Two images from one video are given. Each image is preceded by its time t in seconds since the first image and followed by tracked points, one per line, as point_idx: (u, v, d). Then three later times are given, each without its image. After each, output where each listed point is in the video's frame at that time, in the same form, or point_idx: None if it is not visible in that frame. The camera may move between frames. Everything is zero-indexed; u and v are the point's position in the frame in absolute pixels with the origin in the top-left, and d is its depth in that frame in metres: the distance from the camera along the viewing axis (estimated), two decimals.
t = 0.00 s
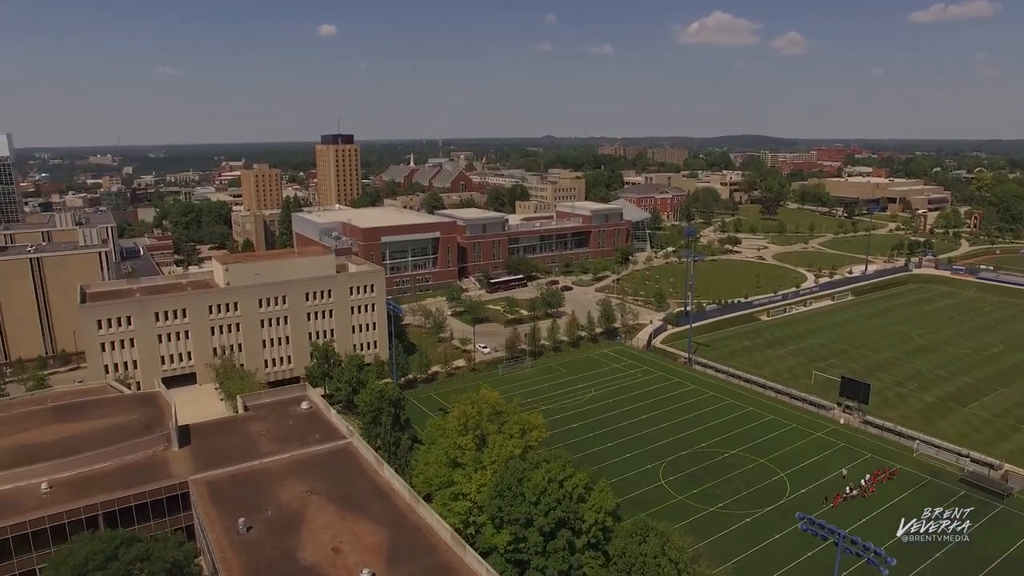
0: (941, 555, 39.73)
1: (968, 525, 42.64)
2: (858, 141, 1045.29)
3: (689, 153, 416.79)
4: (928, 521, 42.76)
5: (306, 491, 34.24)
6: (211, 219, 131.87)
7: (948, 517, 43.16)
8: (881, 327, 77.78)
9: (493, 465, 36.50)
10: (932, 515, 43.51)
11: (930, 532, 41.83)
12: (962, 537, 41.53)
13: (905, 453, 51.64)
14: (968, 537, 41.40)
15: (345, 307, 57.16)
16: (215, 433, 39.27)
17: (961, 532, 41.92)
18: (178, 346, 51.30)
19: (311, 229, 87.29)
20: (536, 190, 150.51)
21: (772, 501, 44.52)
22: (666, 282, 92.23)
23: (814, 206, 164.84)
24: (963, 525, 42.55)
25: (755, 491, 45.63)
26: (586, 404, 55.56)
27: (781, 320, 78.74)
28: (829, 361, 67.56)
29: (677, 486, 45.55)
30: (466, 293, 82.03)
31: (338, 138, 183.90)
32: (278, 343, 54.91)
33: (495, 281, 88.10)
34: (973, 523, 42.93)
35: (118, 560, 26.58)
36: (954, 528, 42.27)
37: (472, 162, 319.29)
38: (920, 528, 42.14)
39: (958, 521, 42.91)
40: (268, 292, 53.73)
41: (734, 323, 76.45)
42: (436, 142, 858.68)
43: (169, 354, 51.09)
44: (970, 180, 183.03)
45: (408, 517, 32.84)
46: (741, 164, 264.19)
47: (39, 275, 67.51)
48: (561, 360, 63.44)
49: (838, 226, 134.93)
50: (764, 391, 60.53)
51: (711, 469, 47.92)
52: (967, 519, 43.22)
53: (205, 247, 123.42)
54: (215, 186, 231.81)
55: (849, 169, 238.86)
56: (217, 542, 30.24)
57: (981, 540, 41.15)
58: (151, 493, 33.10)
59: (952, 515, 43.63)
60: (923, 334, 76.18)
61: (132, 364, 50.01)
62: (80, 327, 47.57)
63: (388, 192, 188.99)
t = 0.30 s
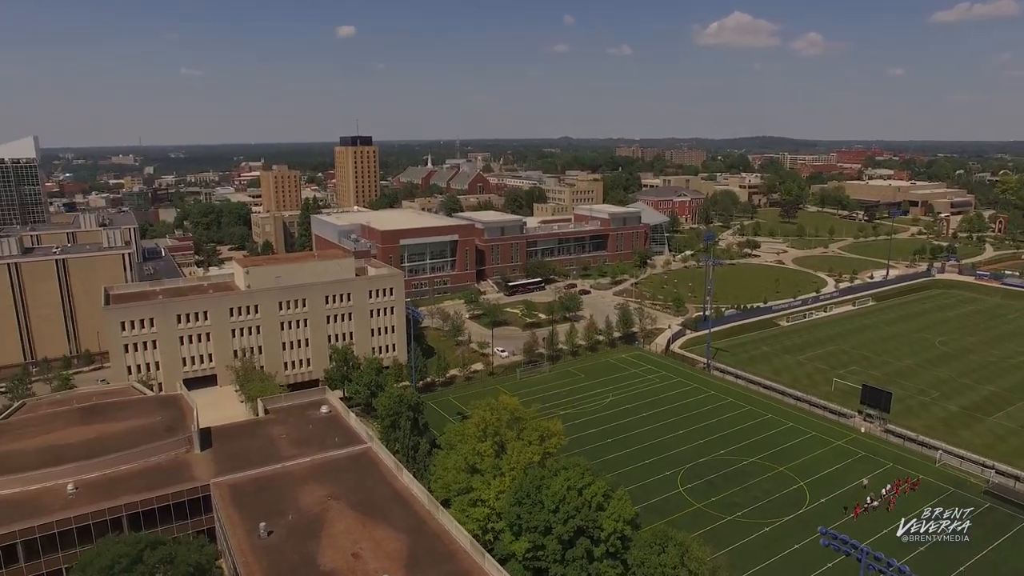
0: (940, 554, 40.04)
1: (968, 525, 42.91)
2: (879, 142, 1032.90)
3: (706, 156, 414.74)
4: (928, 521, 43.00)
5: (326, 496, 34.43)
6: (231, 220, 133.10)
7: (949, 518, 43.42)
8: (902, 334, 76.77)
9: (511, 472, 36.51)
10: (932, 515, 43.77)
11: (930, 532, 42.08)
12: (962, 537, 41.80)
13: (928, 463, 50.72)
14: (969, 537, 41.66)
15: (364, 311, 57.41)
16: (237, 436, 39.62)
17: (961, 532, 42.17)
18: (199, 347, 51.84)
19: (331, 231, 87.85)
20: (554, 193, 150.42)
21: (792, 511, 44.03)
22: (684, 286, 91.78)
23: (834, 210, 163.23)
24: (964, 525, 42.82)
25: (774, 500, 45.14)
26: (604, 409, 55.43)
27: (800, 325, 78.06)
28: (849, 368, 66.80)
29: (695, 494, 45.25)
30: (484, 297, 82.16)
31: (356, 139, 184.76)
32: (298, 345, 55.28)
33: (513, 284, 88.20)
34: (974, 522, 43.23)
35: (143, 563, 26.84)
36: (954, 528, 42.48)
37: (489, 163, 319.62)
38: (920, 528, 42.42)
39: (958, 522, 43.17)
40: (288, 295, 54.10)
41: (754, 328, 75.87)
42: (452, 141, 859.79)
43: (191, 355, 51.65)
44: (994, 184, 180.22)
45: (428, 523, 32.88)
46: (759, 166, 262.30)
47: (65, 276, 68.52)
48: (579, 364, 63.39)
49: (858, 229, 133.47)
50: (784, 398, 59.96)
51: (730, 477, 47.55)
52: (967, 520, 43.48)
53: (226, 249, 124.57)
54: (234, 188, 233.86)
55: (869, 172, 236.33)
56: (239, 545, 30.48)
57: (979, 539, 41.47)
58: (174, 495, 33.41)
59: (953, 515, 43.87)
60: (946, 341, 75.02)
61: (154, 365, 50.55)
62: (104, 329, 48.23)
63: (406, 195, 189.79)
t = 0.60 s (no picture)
0: (940, 554, 40.53)
1: (968, 525, 43.42)
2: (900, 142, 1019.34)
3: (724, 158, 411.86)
4: (929, 521, 43.44)
5: (346, 501, 34.60)
6: (252, 221, 134.31)
7: (949, 518, 43.89)
8: (925, 340, 75.68)
9: (531, 478, 36.44)
10: (932, 515, 44.23)
11: (931, 532, 42.58)
12: (962, 537, 42.31)
13: (951, 474, 49.79)
14: (968, 537, 42.19)
15: (383, 314, 57.65)
16: (258, 439, 39.99)
17: (961, 532, 42.70)
18: (221, 349, 52.40)
19: (351, 234, 88.39)
20: (573, 196, 150.34)
21: (813, 520, 43.49)
22: (703, 290, 91.27)
23: (855, 213, 161.46)
24: (963, 525, 43.34)
25: (793, 509, 44.64)
26: (622, 414, 55.23)
27: (821, 331, 77.30)
28: (871, 375, 65.97)
29: (714, 502, 44.92)
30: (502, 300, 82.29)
31: (376, 141, 185.48)
32: (317, 348, 55.65)
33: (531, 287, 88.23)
34: (974, 523, 43.73)
35: (168, 565, 27.19)
36: (954, 528, 42.98)
37: (507, 164, 319.90)
38: (920, 527, 42.89)
39: (958, 521, 43.67)
40: (308, 297, 54.50)
41: (773, 334, 75.27)
42: (468, 142, 861.95)
43: (213, 357, 52.23)
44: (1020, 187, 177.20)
45: (447, 529, 32.90)
46: (779, 168, 260.08)
47: (90, 277, 69.49)
48: (598, 368, 63.28)
49: (880, 233, 131.90)
50: (804, 405, 59.38)
51: (749, 485, 47.12)
52: (967, 520, 43.98)
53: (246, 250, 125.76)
54: (255, 189, 236.19)
55: (892, 174, 233.48)
56: (260, 549, 30.74)
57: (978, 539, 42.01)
58: (197, 498, 33.74)
59: (952, 515, 44.35)
60: (970, 348, 73.79)
61: (176, 366, 51.14)
62: (128, 330, 48.92)
63: (424, 196, 190.49)
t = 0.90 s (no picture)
0: (940, 554, 40.85)
1: (968, 524, 43.72)
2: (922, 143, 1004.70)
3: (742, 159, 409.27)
4: (929, 522, 43.65)
5: (366, 505, 34.78)
6: (271, 222, 135.31)
7: (949, 518, 44.10)
8: (948, 347, 74.62)
9: (549, 485, 36.40)
10: (932, 515, 44.48)
11: (931, 532, 42.84)
12: (962, 537, 42.63)
13: (975, 484, 48.94)
14: (968, 536, 42.51)
15: (401, 317, 57.86)
16: (279, 442, 40.30)
17: (961, 532, 43.02)
18: (241, 351, 52.86)
19: (369, 236, 88.91)
20: (590, 198, 150.12)
21: (833, 529, 43.02)
22: (721, 294, 90.73)
23: (876, 215, 159.67)
24: (963, 525, 43.63)
25: (813, 518, 44.20)
26: (639, 420, 55.06)
27: (841, 336, 76.55)
28: (892, 382, 65.14)
29: (733, 510, 44.61)
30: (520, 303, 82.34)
31: (394, 142, 185.82)
32: (336, 350, 55.99)
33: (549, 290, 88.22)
34: (974, 523, 43.99)
35: (192, 569, 27.35)
36: (954, 528, 43.30)
37: (523, 165, 319.54)
38: (920, 528, 43.10)
39: (958, 521, 43.96)
40: (328, 300, 54.83)
41: (792, 339, 74.65)
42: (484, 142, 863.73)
43: (233, 359, 52.71)
44: None
45: (466, 535, 32.92)
46: (798, 170, 257.75)
47: (113, 278, 70.40)
48: (615, 373, 63.16)
49: (902, 236, 130.32)
50: (824, 412, 58.80)
51: (767, 493, 46.73)
52: (967, 519, 44.26)
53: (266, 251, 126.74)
54: (273, 189, 237.87)
55: (914, 176, 230.52)
56: (281, 552, 30.96)
57: (978, 539, 42.30)
58: (218, 500, 34.02)
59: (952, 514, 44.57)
60: (995, 355, 72.60)
61: (197, 368, 51.67)
62: (151, 332, 49.54)
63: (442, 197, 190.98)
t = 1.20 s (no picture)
0: (938, 555, 41.17)
1: (967, 524, 43.87)
2: (942, 143, 992.33)
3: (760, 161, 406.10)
4: (928, 521, 43.78)
5: (384, 510, 34.90)
6: (289, 222, 136.25)
7: (949, 518, 44.26)
8: (971, 353, 73.57)
9: (567, 492, 36.31)
10: (932, 515, 44.60)
11: (930, 532, 42.96)
12: (960, 537, 42.86)
13: (998, 493, 48.19)
14: (967, 537, 42.75)
15: (419, 319, 58.03)
16: (299, 445, 40.56)
17: (961, 532, 43.21)
18: (260, 353, 53.28)
19: (387, 238, 89.29)
20: (607, 200, 149.73)
21: (853, 539, 42.57)
22: (739, 298, 90.17)
23: (896, 219, 157.86)
24: (963, 525, 43.75)
25: (832, 526, 43.75)
26: (656, 425, 54.86)
27: (861, 341, 75.81)
28: (913, 389, 64.35)
29: (751, 518, 44.29)
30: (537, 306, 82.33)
31: (411, 143, 186.16)
32: (355, 353, 56.27)
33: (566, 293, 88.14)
34: (973, 523, 44.13)
35: (214, 572, 27.55)
36: (954, 528, 43.42)
37: (539, 166, 319.26)
38: (920, 528, 43.20)
39: (957, 521, 44.10)
40: (346, 303, 55.12)
41: (811, 344, 73.99)
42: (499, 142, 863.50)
43: (252, 360, 53.15)
44: None
45: (485, 541, 32.92)
46: (816, 172, 255.39)
47: (135, 279, 71.26)
48: (632, 377, 62.99)
49: (923, 240, 128.78)
50: (843, 419, 58.23)
51: (785, 500, 46.37)
52: (966, 519, 44.41)
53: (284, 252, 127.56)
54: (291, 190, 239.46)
55: (935, 178, 227.56)
56: (301, 556, 31.14)
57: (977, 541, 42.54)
58: (239, 503, 34.31)
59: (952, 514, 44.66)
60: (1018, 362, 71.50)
61: (217, 369, 52.19)
62: (172, 334, 50.11)
63: (458, 198, 191.21)
